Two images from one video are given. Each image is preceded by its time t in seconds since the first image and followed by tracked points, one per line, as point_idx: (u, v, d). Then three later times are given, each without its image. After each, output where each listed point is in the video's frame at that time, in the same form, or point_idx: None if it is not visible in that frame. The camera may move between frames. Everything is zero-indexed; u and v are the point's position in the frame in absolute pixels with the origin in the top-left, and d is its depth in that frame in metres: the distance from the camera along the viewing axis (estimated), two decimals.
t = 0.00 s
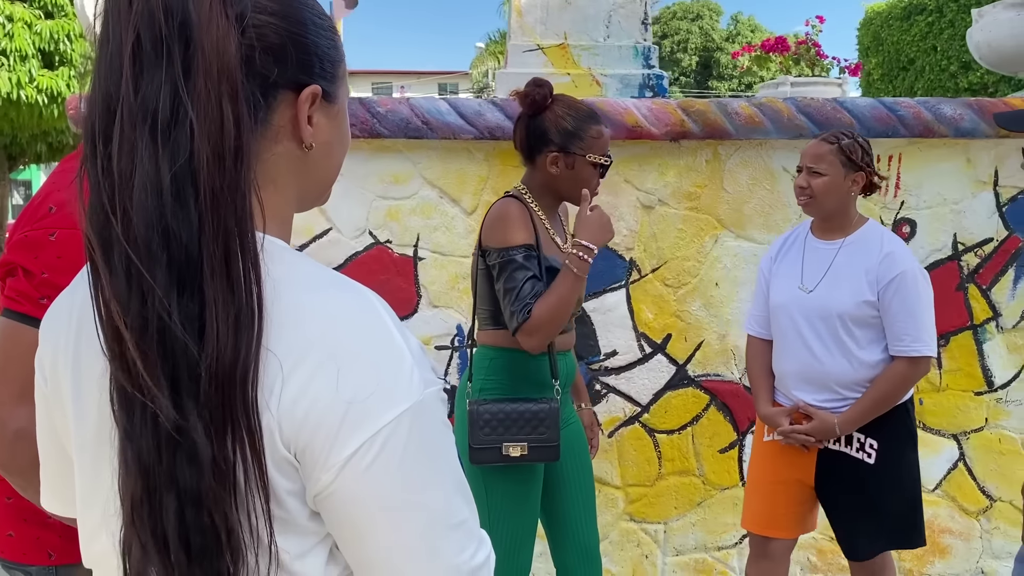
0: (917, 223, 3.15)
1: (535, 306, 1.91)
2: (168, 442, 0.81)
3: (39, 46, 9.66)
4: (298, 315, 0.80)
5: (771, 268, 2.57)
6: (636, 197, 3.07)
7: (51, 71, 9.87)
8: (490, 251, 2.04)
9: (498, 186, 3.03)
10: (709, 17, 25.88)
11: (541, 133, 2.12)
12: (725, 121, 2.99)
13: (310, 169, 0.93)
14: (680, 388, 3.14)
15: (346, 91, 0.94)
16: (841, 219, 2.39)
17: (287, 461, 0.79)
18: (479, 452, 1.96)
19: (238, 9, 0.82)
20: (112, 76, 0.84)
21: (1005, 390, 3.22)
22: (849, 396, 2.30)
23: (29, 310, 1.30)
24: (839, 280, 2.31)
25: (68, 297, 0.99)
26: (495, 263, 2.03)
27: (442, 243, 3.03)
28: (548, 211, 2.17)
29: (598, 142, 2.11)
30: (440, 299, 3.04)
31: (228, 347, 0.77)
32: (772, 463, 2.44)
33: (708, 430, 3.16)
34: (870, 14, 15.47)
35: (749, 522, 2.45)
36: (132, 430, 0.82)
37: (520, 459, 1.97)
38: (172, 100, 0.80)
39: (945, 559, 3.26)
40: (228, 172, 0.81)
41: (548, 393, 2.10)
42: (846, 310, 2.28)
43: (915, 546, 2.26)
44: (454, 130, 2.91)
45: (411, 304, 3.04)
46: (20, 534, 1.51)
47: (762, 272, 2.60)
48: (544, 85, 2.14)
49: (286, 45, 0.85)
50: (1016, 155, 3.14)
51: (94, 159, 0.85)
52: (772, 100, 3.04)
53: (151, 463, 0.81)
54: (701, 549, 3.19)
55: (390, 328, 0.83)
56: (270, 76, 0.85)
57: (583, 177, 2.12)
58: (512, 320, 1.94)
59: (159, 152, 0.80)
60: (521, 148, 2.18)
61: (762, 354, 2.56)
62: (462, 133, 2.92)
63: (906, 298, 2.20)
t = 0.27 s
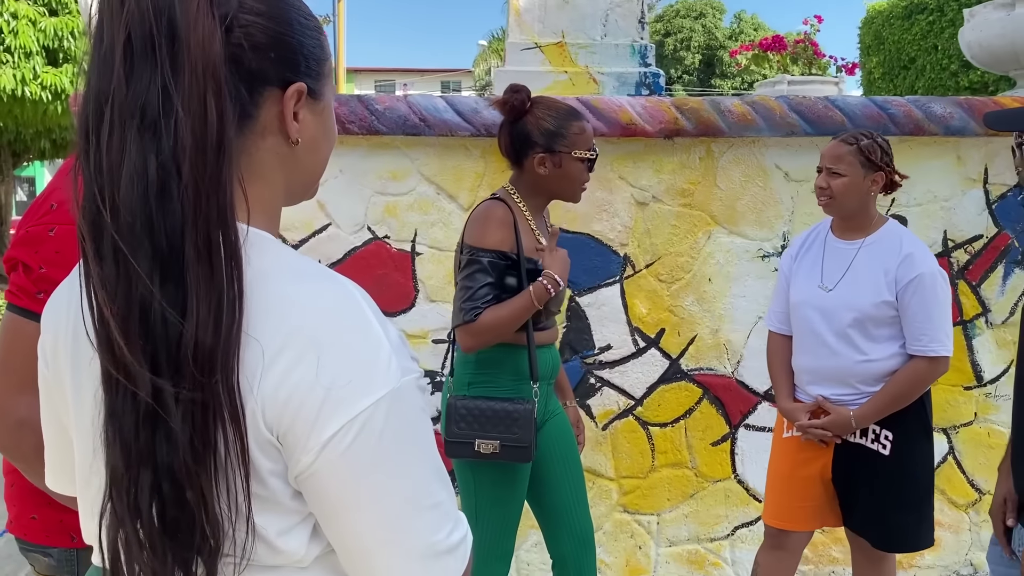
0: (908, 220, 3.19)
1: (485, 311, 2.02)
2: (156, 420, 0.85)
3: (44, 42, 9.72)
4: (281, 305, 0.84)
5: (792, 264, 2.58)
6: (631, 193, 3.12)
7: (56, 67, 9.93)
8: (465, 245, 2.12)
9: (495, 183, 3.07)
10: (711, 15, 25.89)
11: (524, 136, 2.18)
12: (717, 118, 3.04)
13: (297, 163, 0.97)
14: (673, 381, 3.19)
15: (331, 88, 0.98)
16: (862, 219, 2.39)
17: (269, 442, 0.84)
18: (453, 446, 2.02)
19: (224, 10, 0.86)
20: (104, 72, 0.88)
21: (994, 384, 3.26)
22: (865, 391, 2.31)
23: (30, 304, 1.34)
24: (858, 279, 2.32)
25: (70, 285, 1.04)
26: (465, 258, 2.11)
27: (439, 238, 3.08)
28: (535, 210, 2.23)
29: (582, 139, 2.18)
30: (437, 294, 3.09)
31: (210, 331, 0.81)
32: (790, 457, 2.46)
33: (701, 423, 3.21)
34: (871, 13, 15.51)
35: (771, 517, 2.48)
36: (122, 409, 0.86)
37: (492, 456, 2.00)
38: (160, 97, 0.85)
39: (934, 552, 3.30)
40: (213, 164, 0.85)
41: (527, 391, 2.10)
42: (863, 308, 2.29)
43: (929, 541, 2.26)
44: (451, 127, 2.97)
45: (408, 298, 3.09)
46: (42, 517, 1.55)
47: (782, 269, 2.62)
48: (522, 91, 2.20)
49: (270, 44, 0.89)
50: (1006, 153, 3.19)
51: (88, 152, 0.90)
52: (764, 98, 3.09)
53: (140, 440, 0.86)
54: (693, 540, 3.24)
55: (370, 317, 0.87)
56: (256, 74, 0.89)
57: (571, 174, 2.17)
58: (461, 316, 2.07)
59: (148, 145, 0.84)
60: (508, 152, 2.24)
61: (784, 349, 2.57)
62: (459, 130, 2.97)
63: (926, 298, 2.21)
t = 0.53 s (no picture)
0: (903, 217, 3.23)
1: (471, 310, 2.07)
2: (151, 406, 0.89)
3: (48, 40, 9.76)
4: (272, 300, 0.88)
5: (801, 258, 2.59)
6: (629, 190, 3.16)
7: (60, 65, 9.97)
8: (456, 241, 2.16)
9: (495, 180, 3.12)
10: (715, 14, 25.86)
11: (515, 136, 2.22)
12: (715, 116, 3.08)
13: (287, 160, 1.01)
14: (671, 376, 3.23)
15: (318, 86, 1.02)
16: (871, 216, 2.41)
17: (261, 430, 0.88)
18: (443, 438, 2.05)
19: (214, 11, 0.89)
20: (99, 71, 0.92)
21: (989, 380, 3.30)
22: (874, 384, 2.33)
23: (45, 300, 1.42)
24: (870, 274, 2.34)
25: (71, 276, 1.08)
26: (456, 255, 2.15)
27: (439, 234, 3.12)
28: (527, 208, 2.27)
29: (571, 134, 2.21)
30: (438, 289, 3.13)
31: (204, 321, 0.85)
32: (791, 445, 2.46)
33: (698, 418, 3.25)
34: (875, 12, 15.50)
35: (765, 503, 2.47)
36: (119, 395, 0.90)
37: (482, 450, 2.03)
38: (152, 95, 0.88)
39: (929, 546, 3.34)
40: (205, 159, 0.88)
41: (518, 387, 2.15)
42: (874, 302, 2.31)
43: (928, 534, 2.30)
44: (452, 124, 3.01)
45: (409, 293, 3.13)
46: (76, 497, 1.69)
47: (790, 263, 2.63)
48: (511, 91, 2.24)
49: (259, 44, 0.93)
50: (1000, 151, 3.23)
51: (84, 148, 0.93)
52: (761, 96, 3.12)
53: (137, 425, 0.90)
54: (690, 533, 3.28)
55: (358, 311, 0.90)
56: (245, 73, 0.93)
57: (563, 170, 2.22)
58: (445, 312, 2.11)
59: (141, 141, 0.88)
60: (499, 153, 2.28)
61: (791, 341, 2.59)
62: (459, 127, 3.01)
63: (937, 294, 2.24)
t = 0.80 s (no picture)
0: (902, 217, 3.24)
1: (473, 310, 2.09)
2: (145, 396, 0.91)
3: (53, 39, 9.81)
4: (270, 296, 0.90)
5: (802, 257, 2.61)
6: (629, 189, 3.18)
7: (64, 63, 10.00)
8: (456, 241, 2.18)
9: (496, 179, 3.14)
10: (718, 13, 25.84)
11: (517, 135, 2.24)
12: (714, 116, 3.10)
13: (273, 154, 1.02)
14: (670, 375, 3.25)
15: (299, 80, 1.03)
16: (873, 214, 2.44)
17: (262, 422, 0.90)
18: (444, 435, 2.07)
19: (188, 9, 0.91)
20: (83, 71, 0.94)
21: (987, 379, 3.31)
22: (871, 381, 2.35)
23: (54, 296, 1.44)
24: (869, 271, 2.36)
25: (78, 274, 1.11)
26: (455, 256, 2.17)
27: (440, 233, 3.15)
28: (524, 208, 2.29)
29: (572, 136, 2.24)
30: (439, 288, 3.16)
31: (197, 312, 0.87)
32: (789, 443, 2.48)
33: (697, 416, 3.27)
34: (878, 11, 15.48)
35: (767, 502, 2.50)
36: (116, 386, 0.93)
37: (482, 447, 2.05)
38: (130, 92, 0.89)
39: (927, 544, 3.35)
40: (186, 152, 0.90)
41: (518, 384, 2.18)
42: (875, 300, 2.32)
43: (923, 532, 2.32)
44: (453, 124, 3.03)
45: (410, 292, 3.16)
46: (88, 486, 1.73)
47: (791, 260, 2.65)
48: (514, 91, 2.26)
49: (237, 40, 0.94)
50: (999, 151, 3.24)
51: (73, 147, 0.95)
52: (761, 96, 3.13)
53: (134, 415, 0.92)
54: (690, 530, 3.30)
55: (352, 306, 0.92)
56: (224, 69, 0.94)
57: (562, 172, 2.24)
58: (446, 313, 2.12)
59: (124, 137, 0.89)
60: (500, 152, 2.30)
61: (789, 337, 2.61)
62: (460, 127, 3.04)
63: (936, 291, 2.26)
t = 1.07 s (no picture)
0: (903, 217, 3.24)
1: (472, 308, 2.09)
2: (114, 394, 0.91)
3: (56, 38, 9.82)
4: (256, 285, 0.89)
5: (805, 255, 2.62)
6: (630, 188, 3.18)
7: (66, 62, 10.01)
8: (455, 239, 2.19)
9: (497, 178, 3.14)
10: (720, 12, 25.82)
11: (520, 135, 2.25)
12: (715, 116, 3.10)
13: (251, 150, 1.00)
14: (671, 374, 3.25)
15: (277, 75, 1.01)
16: (873, 212, 2.43)
17: (254, 413, 0.89)
18: (445, 431, 2.08)
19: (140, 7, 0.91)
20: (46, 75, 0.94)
21: (988, 380, 3.31)
22: (870, 381, 2.35)
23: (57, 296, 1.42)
24: (868, 271, 2.36)
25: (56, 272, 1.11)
26: (456, 255, 2.18)
27: (441, 232, 3.15)
28: (525, 208, 2.29)
29: (574, 137, 2.24)
30: (440, 287, 3.16)
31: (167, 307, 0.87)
32: (788, 441, 2.49)
33: (698, 415, 3.27)
34: (881, 11, 15.46)
35: (767, 499, 2.50)
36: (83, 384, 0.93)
37: (483, 444, 2.05)
38: (77, 90, 0.91)
39: (927, 544, 3.35)
40: (127, 153, 0.90)
41: (520, 382, 2.18)
42: (872, 300, 2.32)
43: (922, 532, 2.32)
44: (454, 123, 3.03)
45: (411, 291, 3.16)
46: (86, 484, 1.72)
47: (795, 258, 2.66)
48: (518, 91, 2.26)
49: (200, 36, 0.94)
50: (1000, 151, 3.25)
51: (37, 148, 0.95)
52: (761, 96, 3.14)
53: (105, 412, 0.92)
54: (690, 530, 3.30)
55: (339, 295, 0.92)
56: (186, 65, 0.94)
57: (564, 172, 2.24)
58: (446, 311, 2.13)
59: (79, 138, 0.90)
60: (503, 151, 2.30)
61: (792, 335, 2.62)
62: (461, 126, 3.04)
63: (935, 293, 2.24)
